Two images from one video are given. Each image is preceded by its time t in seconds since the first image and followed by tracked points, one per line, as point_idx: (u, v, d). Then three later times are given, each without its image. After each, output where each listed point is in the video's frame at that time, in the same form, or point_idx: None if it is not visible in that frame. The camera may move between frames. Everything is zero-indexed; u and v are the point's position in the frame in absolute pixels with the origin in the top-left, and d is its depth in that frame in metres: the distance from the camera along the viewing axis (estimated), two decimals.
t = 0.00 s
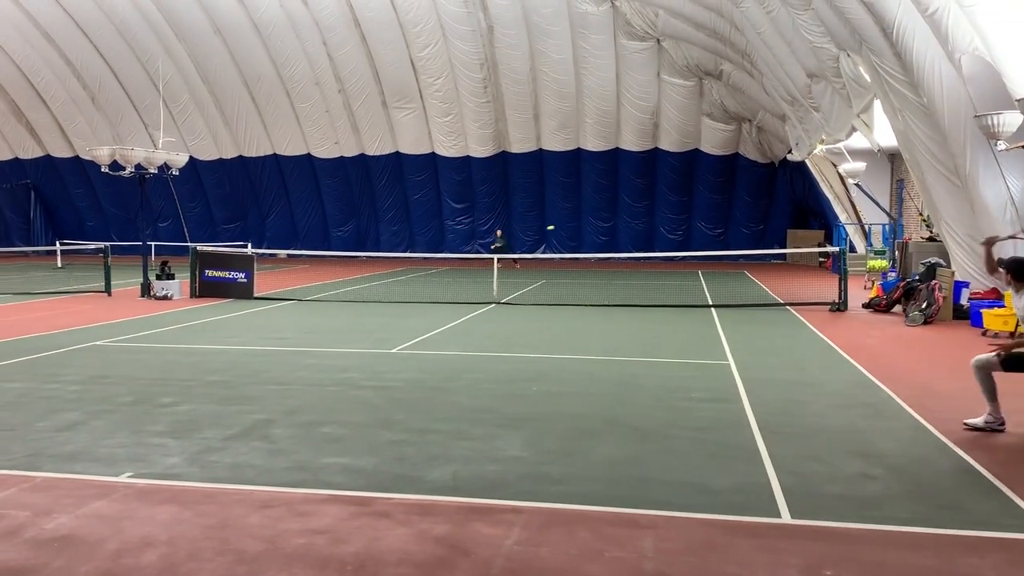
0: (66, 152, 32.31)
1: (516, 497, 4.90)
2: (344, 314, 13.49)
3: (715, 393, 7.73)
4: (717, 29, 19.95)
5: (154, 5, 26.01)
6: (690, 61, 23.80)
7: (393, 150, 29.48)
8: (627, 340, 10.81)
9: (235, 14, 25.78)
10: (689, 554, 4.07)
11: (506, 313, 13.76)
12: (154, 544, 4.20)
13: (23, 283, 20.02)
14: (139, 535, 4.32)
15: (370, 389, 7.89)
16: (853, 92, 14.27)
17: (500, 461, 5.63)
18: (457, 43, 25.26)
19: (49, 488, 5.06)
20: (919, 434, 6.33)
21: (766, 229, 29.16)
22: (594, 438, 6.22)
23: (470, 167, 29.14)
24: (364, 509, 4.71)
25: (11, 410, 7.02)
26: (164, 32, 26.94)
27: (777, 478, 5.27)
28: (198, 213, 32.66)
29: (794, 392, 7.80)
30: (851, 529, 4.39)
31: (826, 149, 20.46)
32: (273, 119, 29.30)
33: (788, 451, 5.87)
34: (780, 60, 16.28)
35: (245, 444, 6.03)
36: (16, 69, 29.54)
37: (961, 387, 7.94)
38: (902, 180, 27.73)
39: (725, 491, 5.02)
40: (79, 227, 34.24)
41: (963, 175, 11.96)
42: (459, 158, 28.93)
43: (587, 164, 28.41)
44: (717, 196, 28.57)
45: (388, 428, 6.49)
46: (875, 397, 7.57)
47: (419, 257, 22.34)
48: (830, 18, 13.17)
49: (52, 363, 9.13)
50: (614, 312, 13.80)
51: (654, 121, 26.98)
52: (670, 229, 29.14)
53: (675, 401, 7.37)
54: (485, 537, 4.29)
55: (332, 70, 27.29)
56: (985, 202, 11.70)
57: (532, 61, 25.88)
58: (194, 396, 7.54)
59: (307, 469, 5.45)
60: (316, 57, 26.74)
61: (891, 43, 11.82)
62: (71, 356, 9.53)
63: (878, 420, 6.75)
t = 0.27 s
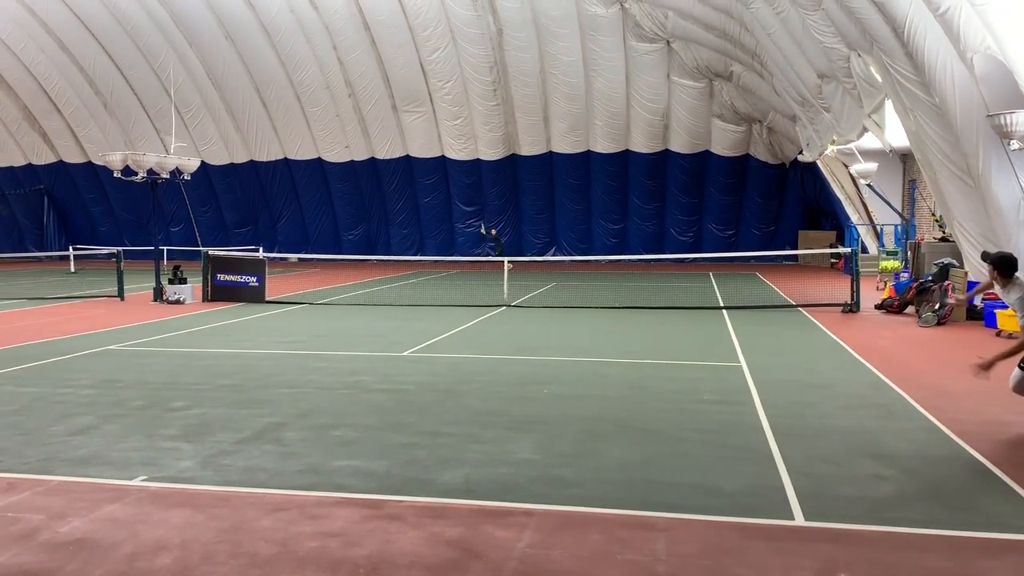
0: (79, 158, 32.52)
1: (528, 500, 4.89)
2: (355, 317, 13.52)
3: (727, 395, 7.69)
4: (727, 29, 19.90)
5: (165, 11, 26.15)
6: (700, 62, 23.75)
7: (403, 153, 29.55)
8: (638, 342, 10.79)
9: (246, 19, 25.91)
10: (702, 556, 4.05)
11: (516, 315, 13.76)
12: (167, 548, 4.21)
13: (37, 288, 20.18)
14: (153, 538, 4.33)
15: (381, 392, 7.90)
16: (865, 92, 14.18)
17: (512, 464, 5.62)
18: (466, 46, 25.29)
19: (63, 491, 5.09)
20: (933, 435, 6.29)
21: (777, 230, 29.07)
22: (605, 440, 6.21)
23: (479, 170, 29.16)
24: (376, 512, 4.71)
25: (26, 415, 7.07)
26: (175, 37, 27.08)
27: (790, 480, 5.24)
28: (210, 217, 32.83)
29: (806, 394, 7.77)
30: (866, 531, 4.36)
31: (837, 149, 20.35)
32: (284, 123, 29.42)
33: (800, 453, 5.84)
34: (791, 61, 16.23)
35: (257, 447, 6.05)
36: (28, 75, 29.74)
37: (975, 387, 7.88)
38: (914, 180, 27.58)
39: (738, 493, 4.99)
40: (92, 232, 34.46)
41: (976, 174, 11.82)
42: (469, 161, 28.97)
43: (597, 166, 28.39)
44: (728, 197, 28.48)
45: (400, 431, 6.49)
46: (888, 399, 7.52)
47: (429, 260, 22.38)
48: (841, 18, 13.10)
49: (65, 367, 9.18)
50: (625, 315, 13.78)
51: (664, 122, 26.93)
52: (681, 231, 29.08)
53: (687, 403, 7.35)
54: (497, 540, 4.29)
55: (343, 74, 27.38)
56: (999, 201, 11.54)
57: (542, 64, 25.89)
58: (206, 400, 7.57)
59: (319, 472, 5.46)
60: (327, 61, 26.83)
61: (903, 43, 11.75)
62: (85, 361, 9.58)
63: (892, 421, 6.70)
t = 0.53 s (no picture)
0: (94, 162, 32.75)
1: (543, 502, 4.89)
2: (368, 320, 13.55)
3: (741, 396, 7.67)
4: (740, 30, 19.85)
5: (179, 16, 26.32)
6: (712, 63, 23.69)
7: (415, 156, 29.61)
8: (651, 343, 10.76)
9: (259, 23, 26.07)
10: (716, 558, 4.04)
11: (528, 317, 13.76)
12: (183, 549, 4.24)
13: (53, 291, 20.35)
14: (169, 539, 4.36)
15: (394, 394, 7.92)
16: (878, 91, 14.10)
17: (525, 465, 5.62)
18: (478, 48, 25.33)
19: (81, 493, 5.14)
20: (950, 436, 6.23)
21: (791, 230, 28.96)
22: (618, 442, 6.19)
23: (491, 172, 29.19)
24: (390, 514, 4.72)
25: (44, 417, 7.13)
26: (189, 42, 27.25)
27: (805, 481, 5.21)
28: (224, 220, 33.03)
29: (820, 394, 7.73)
30: (881, 532, 4.34)
31: (851, 149, 20.24)
32: (297, 126, 29.56)
33: (815, 454, 5.81)
34: (804, 61, 16.16)
35: (272, 449, 6.08)
36: (44, 81, 29.98)
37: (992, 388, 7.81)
38: (928, 179, 27.40)
39: (752, 495, 4.97)
40: (107, 236, 34.74)
41: (991, 173, 11.71)
42: (481, 163, 29.00)
43: (609, 167, 28.36)
44: (741, 198, 28.38)
45: (413, 433, 6.50)
46: (904, 399, 7.47)
47: (442, 262, 22.44)
48: (854, 17, 13.04)
49: (81, 370, 9.25)
50: (637, 316, 13.76)
51: (677, 123, 26.87)
52: (694, 231, 28.99)
53: (700, 405, 7.32)
54: (511, 541, 4.29)
55: (355, 77, 27.49)
56: (1014, 199, 11.41)
57: (554, 66, 25.88)
58: (221, 402, 7.62)
59: (333, 474, 5.48)
60: (339, 65, 26.94)
61: (917, 42, 11.70)
62: (101, 363, 9.65)
63: (908, 422, 6.65)
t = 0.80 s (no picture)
0: (109, 165, 33.00)
1: (556, 504, 4.88)
2: (381, 321, 13.60)
3: (755, 398, 7.63)
4: (753, 30, 19.78)
5: (193, 20, 26.52)
6: (725, 63, 23.61)
7: (427, 158, 29.67)
8: (665, 345, 10.73)
9: (272, 26, 26.22)
10: (731, 560, 4.02)
11: (541, 318, 13.76)
12: (199, 550, 4.26)
13: (69, 293, 20.51)
14: (185, 540, 4.39)
15: (408, 396, 7.94)
16: (892, 91, 14.02)
17: (538, 467, 5.62)
18: (490, 50, 25.35)
19: (97, 494, 5.17)
20: (967, 438, 6.19)
21: (805, 231, 28.83)
22: (632, 444, 6.17)
23: (503, 174, 29.19)
24: (404, 515, 4.73)
25: (60, 419, 7.18)
26: (202, 45, 27.41)
27: (820, 484, 5.18)
28: (238, 223, 33.18)
29: (835, 396, 7.68)
30: (898, 535, 4.31)
31: (865, 150, 20.12)
32: (310, 129, 29.68)
33: (830, 456, 5.78)
34: (817, 61, 16.09)
35: (286, 450, 6.10)
36: (60, 85, 30.24)
37: (1009, 390, 7.75)
38: (943, 179, 27.21)
39: (767, 497, 4.95)
40: (122, 238, 34.98)
41: (1007, 173, 11.65)
42: (493, 165, 29.02)
43: (622, 169, 28.33)
44: (755, 198, 28.27)
45: (427, 435, 6.51)
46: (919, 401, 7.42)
47: (454, 264, 22.47)
48: (868, 17, 12.98)
49: (97, 372, 9.32)
50: (650, 317, 13.73)
51: (689, 124, 26.80)
52: (707, 233, 28.90)
53: (714, 407, 7.30)
54: (525, 543, 4.29)
55: (368, 79, 27.58)
56: None
57: (565, 67, 25.88)
58: (236, 404, 7.65)
59: (347, 476, 5.50)
60: (352, 67, 27.04)
61: (932, 42, 11.62)
62: (117, 365, 9.73)
63: (924, 424, 6.60)
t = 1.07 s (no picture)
0: (122, 168, 33.22)
1: (568, 506, 4.88)
2: (392, 323, 13.63)
3: (767, 400, 7.60)
4: (764, 31, 19.72)
5: (206, 24, 26.69)
6: (737, 64, 23.56)
7: (438, 159, 29.73)
8: (676, 347, 10.71)
9: (284, 30, 26.36)
10: (744, 563, 4.00)
11: (552, 320, 13.75)
12: (212, 551, 4.27)
13: (84, 296, 20.65)
14: (198, 542, 4.40)
15: (419, 397, 7.95)
16: (905, 92, 13.90)
17: (550, 469, 5.62)
18: (501, 52, 25.37)
19: (111, 495, 5.20)
20: (981, 441, 6.14)
21: (817, 233, 28.72)
22: (644, 446, 6.16)
23: (515, 175, 29.20)
24: (415, 516, 4.74)
25: (74, 420, 7.22)
26: (215, 48, 27.56)
27: (834, 486, 5.15)
28: (250, 225, 33.33)
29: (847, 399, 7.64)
30: (911, 538, 4.28)
31: (878, 151, 20.01)
32: (322, 132, 29.80)
33: (843, 458, 5.75)
34: (830, 62, 16.02)
35: (298, 452, 6.12)
36: (75, 89, 30.46)
37: None
38: (957, 180, 27.05)
39: (779, 499, 4.93)
40: (136, 240, 35.20)
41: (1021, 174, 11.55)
42: (504, 166, 29.03)
43: (633, 170, 28.30)
44: (767, 200, 28.18)
45: (438, 436, 6.52)
46: (933, 403, 7.37)
47: (465, 266, 22.49)
48: (881, 17, 12.91)
49: (111, 373, 9.38)
50: (662, 319, 13.70)
51: (701, 125, 26.74)
52: (719, 234, 28.83)
53: (726, 409, 7.28)
54: (538, 545, 4.28)
55: (379, 82, 27.66)
56: None
57: (576, 69, 25.88)
58: (248, 405, 7.68)
59: (359, 477, 5.51)
60: (364, 70, 27.13)
61: (945, 43, 11.54)
62: (131, 367, 9.79)
63: (938, 427, 6.56)
